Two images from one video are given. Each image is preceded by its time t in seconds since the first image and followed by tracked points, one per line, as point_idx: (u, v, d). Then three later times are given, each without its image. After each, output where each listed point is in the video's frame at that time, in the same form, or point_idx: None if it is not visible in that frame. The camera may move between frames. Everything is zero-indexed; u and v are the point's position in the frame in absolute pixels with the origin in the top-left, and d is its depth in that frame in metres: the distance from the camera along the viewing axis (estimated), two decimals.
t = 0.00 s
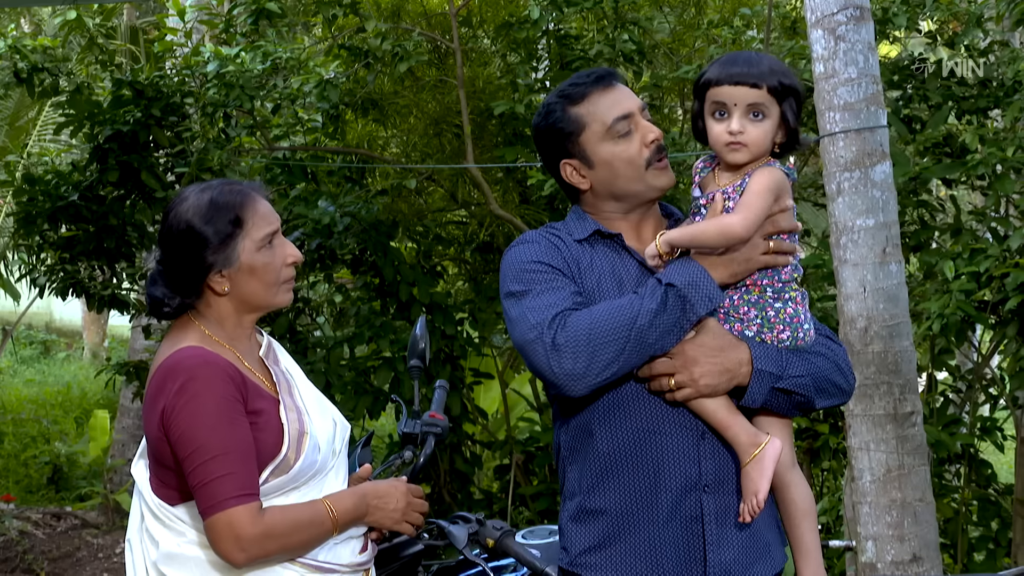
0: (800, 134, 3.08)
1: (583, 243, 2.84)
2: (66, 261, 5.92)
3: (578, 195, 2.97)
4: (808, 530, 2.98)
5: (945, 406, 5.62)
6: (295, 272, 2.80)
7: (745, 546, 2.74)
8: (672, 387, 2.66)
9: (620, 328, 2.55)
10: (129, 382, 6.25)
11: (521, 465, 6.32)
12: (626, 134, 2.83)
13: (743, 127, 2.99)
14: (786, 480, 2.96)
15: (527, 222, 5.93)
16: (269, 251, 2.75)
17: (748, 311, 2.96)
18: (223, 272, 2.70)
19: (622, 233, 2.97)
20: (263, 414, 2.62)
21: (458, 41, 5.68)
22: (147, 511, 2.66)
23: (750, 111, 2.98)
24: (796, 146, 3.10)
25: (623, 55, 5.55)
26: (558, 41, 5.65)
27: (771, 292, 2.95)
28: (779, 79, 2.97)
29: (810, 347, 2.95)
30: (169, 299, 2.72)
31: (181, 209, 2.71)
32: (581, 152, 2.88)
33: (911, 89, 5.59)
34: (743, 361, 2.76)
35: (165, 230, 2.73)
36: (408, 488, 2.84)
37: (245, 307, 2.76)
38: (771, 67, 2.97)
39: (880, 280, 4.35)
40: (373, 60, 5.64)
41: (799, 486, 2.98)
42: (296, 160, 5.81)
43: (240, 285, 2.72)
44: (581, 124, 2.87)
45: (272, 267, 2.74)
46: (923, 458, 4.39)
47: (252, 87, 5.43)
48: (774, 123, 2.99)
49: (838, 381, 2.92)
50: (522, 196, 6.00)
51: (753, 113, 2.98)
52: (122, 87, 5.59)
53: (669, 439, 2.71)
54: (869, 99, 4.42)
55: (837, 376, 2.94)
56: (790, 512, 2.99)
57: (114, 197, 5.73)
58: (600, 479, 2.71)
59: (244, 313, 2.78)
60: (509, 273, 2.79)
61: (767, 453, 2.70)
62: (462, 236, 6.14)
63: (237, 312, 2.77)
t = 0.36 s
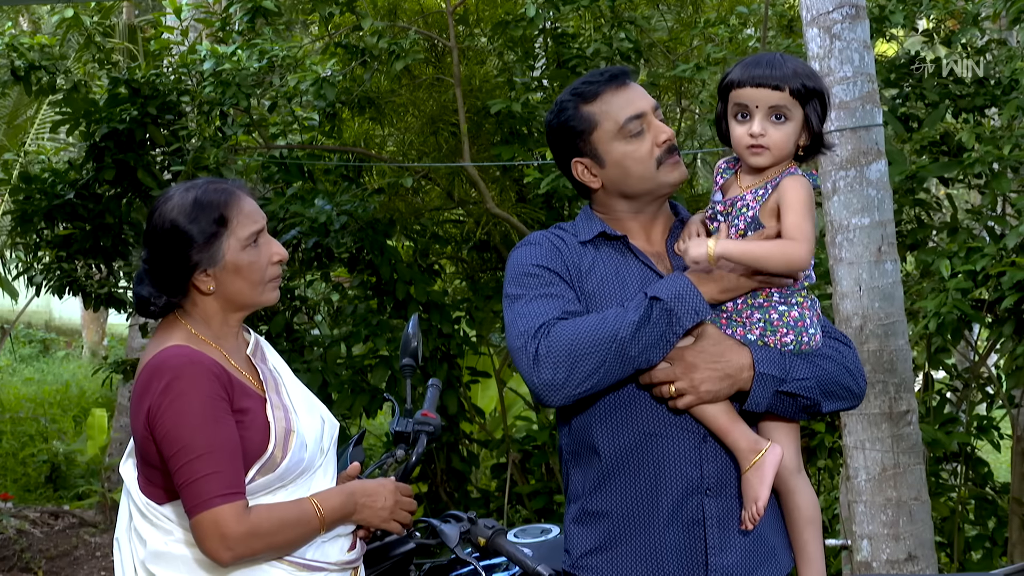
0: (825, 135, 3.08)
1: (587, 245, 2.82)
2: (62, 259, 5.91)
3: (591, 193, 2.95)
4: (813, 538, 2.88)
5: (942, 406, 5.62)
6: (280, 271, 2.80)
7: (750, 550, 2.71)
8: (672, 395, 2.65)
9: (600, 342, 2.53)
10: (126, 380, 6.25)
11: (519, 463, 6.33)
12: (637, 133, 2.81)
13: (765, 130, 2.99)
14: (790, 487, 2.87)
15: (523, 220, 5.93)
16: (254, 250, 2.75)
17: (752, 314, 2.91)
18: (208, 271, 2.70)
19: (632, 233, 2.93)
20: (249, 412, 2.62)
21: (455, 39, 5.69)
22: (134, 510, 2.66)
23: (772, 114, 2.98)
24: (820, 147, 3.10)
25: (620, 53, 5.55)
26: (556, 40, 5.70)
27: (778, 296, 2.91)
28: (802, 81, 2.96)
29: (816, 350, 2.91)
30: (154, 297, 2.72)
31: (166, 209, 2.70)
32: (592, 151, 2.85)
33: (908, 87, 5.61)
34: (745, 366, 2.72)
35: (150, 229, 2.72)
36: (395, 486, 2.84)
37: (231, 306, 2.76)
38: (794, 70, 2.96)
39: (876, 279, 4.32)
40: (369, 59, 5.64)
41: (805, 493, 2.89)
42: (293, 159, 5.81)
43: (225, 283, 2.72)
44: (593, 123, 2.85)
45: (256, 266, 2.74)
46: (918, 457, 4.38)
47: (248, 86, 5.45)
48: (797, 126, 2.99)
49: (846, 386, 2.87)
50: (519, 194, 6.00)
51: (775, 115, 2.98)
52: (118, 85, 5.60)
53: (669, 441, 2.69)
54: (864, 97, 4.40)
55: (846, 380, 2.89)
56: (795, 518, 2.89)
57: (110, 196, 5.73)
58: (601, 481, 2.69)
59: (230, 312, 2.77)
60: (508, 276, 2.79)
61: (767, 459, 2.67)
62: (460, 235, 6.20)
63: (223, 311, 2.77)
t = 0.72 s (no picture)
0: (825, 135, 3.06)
1: (586, 247, 2.81)
2: (60, 258, 5.92)
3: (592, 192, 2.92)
4: (815, 540, 2.83)
5: (940, 405, 5.61)
6: (269, 270, 2.80)
7: (751, 553, 2.67)
8: (673, 388, 2.61)
9: (581, 356, 2.50)
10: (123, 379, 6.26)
11: (517, 462, 6.35)
12: (643, 133, 2.78)
13: (759, 127, 2.99)
14: (791, 488, 2.84)
15: (521, 220, 5.93)
16: (242, 249, 2.75)
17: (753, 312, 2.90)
18: (196, 271, 2.70)
19: (633, 234, 2.91)
20: (236, 412, 2.62)
21: (452, 39, 5.69)
22: (124, 510, 2.66)
23: (766, 112, 2.98)
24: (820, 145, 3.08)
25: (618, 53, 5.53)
26: (554, 40, 5.71)
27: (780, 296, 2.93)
28: (797, 79, 2.96)
29: (818, 348, 2.88)
30: (143, 297, 2.72)
31: (153, 209, 2.70)
32: (597, 150, 2.82)
33: (905, 87, 5.60)
34: (748, 363, 2.69)
35: (140, 230, 2.71)
36: (385, 485, 2.85)
37: (219, 306, 2.76)
38: (788, 69, 2.97)
39: (872, 279, 4.29)
40: (366, 58, 5.64)
41: (807, 495, 2.86)
42: (290, 158, 5.80)
43: (213, 283, 2.72)
44: (598, 121, 2.81)
45: (244, 266, 2.74)
46: (914, 456, 4.37)
47: (244, 85, 5.46)
48: (792, 123, 2.99)
49: (850, 385, 2.83)
50: (516, 194, 6.00)
51: (770, 113, 2.98)
52: (115, 84, 5.60)
53: (670, 442, 2.65)
54: (861, 96, 4.38)
55: (852, 381, 2.85)
56: (796, 520, 2.85)
57: (107, 195, 5.74)
58: (602, 485, 2.65)
59: (218, 311, 2.78)
60: (503, 282, 2.79)
61: (768, 462, 2.63)
62: (457, 234, 6.18)
63: (211, 311, 2.77)
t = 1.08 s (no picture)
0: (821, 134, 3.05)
1: (574, 246, 2.81)
2: (57, 258, 5.93)
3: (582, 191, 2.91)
4: (806, 542, 2.84)
5: (937, 404, 5.61)
6: (259, 270, 2.80)
7: (743, 553, 2.67)
8: (663, 382, 2.61)
9: (578, 347, 2.49)
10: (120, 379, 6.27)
11: (514, 462, 6.35)
12: (634, 133, 2.78)
13: (751, 129, 3.02)
14: (782, 489, 2.84)
15: (518, 220, 5.93)
16: (232, 250, 2.75)
17: (744, 313, 2.94)
18: (186, 272, 2.70)
19: (622, 235, 2.90)
20: (228, 412, 2.62)
21: (449, 38, 5.69)
22: (115, 511, 2.66)
23: (759, 113, 3.00)
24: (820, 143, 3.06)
25: (615, 53, 5.52)
26: (551, 40, 5.70)
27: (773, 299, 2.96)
28: (787, 80, 2.97)
29: (809, 349, 2.85)
30: (134, 298, 2.73)
31: (143, 209, 2.71)
32: (588, 147, 2.82)
33: (903, 87, 5.60)
34: (739, 363, 2.71)
35: (130, 230, 2.71)
36: (376, 483, 2.85)
37: (209, 306, 2.76)
38: (779, 70, 2.97)
39: (868, 279, 4.29)
40: (363, 58, 5.63)
41: (799, 497, 2.86)
42: (288, 158, 5.81)
43: (202, 283, 2.72)
44: (590, 120, 2.81)
45: (234, 266, 2.74)
46: (911, 456, 4.35)
47: (241, 85, 5.46)
48: (784, 124, 2.99)
49: (841, 385, 2.81)
50: (513, 194, 6.00)
51: (761, 114, 2.99)
52: (112, 84, 5.61)
53: (660, 442, 2.65)
54: (856, 96, 4.37)
55: (842, 382, 2.82)
56: (785, 521, 2.86)
57: (104, 195, 5.75)
58: (592, 486, 2.64)
59: (209, 312, 2.78)
60: (494, 281, 2.78)
61: (757, 467, 2.64)
62: (454, 234, 6.17)
63: (201, 311, 2.77)
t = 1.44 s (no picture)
0: (812, 133, 3.04)
1: (579, 242, 2.79)
2: (63, 257, 5.96)
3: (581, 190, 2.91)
4: (807, 544, 2.85)
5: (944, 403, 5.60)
6: (262, 270, 2.81)
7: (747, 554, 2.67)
8: (665, 384, 2.60)
9: (615, 320, 2.50)
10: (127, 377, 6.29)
11: (520, 461, 6.36)
12: (638, 134, 2.78)
13: (731, 134, 3.08)
14: (784, 493, 2.85)
15: (523, 219, 5.93)
16: (235, 250, 2.76)
17: (747, 317, 2.91)
18: (190, 271, 2.71)
19: (624, 235, 2.90)
20: (231, 410, 2.63)
21: (454, 37, 5.70)
22: (119, 509, 2.67)
23: (739, 118, 3.06)
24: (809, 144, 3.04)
25: (621, 51, 5.51)
26: (558, 39, 5.70)
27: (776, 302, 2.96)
28: (763, 84, 3.02)
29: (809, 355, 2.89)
30: (138, 296, 2.73)
31: (147, 208, 2.72)
32: (591, 148, 2.81)
33: (909, 85, 5.59)
34: (742, 367, 2.71)
35: (135, 227, 2.73)
36: (380, 483, 2.86)
37: (213, 306, 2.77)
38: (754, 75, 3.03)
39: (873, 277, 4.27)
40: (368, 58, 5.64)
41: (799, 500, 2.87)
42: (294, 157, 5.83)
43: (207, 284, 2.74)
44: (594, 119, 2.81)
45: (238, 266, 2.75)
46: (916, 455, 4.35)
47: (246, 84, 5.48)
48: (764, 126, 3.02)
49: (841, 390, 2.84)
50: (519, 193, 6.01)
51: (741, 118, 3.05)
52: (117, 84, 5.64)
53: (661, 442, 2.64)
54: (861, 95, 4.36)
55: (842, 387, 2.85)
56: (786, 524, 2.87)
57: (110, 194, 5.77)
58: (592, 485, 2.64)
59: (212, 311, 2.79)
60: (505, 272, 2.75)
61: (755, 474, 2.65)
62: (460, 233, 6.19)
63: (205, 310, 2.78)
